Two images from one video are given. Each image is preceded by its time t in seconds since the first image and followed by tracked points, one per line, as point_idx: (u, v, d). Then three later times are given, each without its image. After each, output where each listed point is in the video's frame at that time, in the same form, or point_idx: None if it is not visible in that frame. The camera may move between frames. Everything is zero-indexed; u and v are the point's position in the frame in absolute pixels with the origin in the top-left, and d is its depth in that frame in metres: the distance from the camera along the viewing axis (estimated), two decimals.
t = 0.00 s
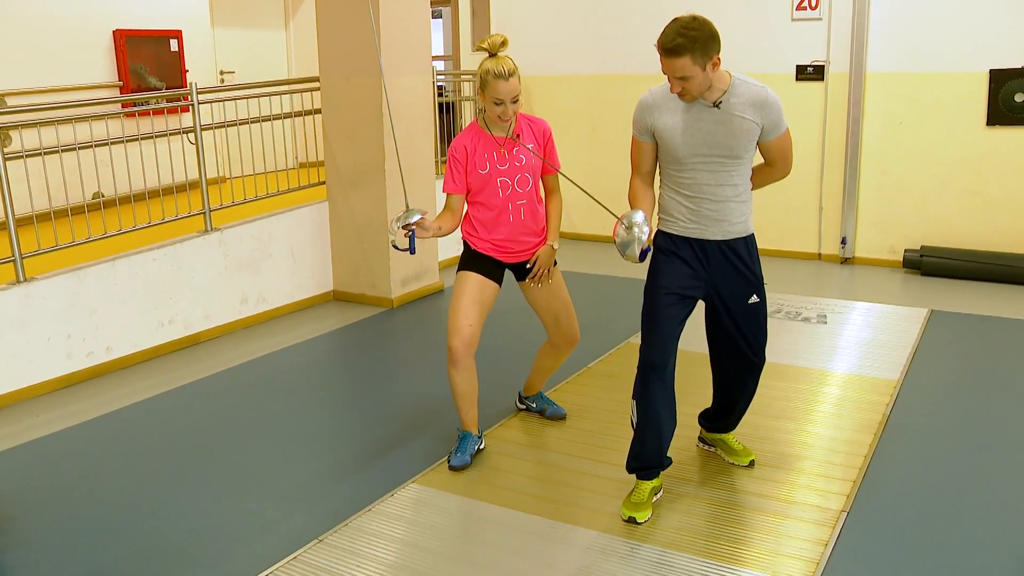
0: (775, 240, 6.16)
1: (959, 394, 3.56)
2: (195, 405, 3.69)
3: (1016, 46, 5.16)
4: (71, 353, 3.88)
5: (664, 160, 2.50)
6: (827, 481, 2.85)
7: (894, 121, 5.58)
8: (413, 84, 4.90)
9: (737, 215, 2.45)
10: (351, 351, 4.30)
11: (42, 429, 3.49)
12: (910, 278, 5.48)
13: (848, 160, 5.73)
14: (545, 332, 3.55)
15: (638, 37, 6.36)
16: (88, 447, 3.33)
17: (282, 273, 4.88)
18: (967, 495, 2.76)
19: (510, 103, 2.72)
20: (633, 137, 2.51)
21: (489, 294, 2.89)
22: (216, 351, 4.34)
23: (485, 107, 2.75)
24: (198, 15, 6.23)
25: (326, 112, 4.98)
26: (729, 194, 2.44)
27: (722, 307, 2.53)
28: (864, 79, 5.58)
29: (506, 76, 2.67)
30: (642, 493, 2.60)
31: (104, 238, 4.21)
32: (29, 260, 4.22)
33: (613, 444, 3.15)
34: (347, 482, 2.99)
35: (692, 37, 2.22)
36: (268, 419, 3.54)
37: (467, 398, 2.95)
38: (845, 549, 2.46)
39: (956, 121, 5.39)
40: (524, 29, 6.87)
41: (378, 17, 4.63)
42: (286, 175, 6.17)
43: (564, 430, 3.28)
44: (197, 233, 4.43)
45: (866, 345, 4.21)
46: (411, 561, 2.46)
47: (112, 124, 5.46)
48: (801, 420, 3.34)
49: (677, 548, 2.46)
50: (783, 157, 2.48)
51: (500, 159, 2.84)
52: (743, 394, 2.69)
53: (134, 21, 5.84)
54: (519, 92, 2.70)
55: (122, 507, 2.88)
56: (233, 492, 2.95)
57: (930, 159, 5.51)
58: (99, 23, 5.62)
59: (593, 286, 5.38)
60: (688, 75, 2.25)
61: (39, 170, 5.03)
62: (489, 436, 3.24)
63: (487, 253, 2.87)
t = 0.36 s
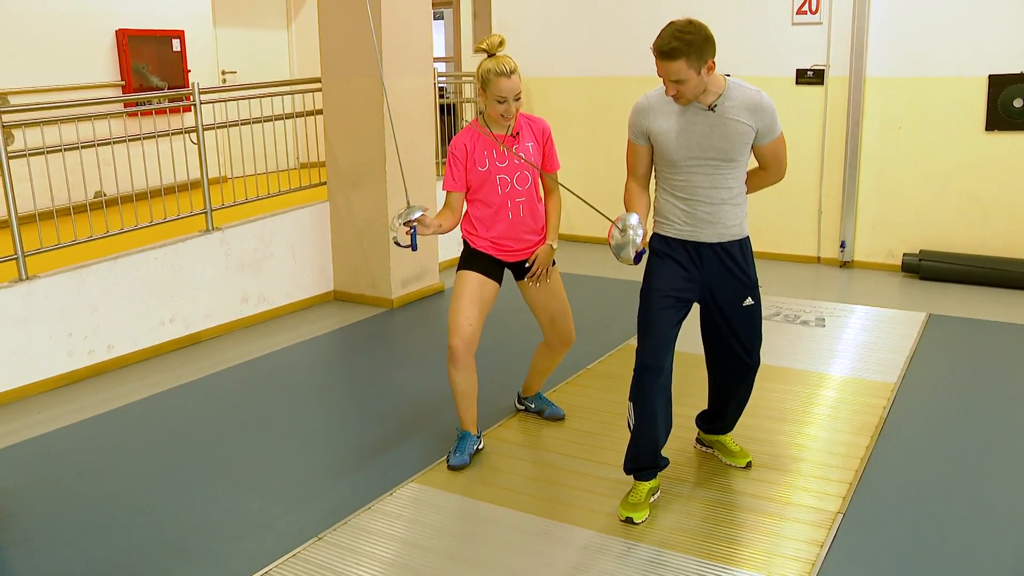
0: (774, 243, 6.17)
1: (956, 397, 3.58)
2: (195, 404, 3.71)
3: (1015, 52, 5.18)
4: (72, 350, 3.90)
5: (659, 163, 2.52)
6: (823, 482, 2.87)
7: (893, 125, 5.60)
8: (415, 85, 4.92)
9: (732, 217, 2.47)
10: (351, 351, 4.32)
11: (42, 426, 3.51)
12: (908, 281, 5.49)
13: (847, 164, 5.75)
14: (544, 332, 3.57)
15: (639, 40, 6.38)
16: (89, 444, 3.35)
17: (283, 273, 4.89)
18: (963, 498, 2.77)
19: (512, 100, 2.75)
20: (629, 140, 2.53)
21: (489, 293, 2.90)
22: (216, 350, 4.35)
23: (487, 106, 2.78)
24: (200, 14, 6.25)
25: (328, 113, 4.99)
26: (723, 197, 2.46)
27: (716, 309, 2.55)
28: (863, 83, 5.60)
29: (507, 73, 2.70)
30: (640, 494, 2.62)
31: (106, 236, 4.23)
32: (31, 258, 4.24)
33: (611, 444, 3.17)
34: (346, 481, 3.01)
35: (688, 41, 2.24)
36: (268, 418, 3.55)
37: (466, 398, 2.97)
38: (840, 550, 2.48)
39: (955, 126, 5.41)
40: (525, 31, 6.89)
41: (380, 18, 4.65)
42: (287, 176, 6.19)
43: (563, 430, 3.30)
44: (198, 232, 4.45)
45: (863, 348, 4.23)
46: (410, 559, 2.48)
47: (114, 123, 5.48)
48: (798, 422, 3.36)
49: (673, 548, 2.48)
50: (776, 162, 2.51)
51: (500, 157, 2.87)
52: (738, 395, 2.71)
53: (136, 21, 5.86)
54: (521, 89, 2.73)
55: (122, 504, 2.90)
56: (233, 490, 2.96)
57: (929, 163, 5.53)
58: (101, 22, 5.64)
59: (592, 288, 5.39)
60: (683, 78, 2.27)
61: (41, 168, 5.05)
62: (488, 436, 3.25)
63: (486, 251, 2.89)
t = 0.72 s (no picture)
0: (781, 233, 6.17)
1: (963, 385, 3.59)
2: (205, 395, 3.74)
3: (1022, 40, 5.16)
4: (83, 344, 3.94)
5: (663, 152, 2.53)
6: (830, 470, 2.88)
7: (900, 115, 5.58)
8: (420, 78, 4.93)
9: (736, 206, 2.48)
10: (359, 342, 4.34)
11: (55, 418, 3.54)
12: (915, 271, 5.49)
13: (853, 154, 5.74)
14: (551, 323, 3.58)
15: (645, 31, 6.37)
16: (101, 436, 3.38)
17: (291, 266, 4.92)
18: (969, 486, 2.78)
19: (519, 72, 2.82)
20: (632, 129, 2.55)
21: (496, 283, 2.92)
22: (225, 342, 4.38)
23: (495, 86, 2.84)
24: (207, 9, 6.26)
25: (334, 105, 5.01)
26: (727, 185, 2.46)
27: (721, 296, 2.56)
28: (870, 73, 5.59)
29: (510, 48, 2.81)
30: (647, 481, 2.64)
31: (115, 230, 4.26)
32: (41, 252, 4.27)
33: (618, 434, 3.19)
34: (356, 471, 3.03)
35: (689, 30, 2.24)
36: (277, 409, 3.58)
37: (474, 388, 2.99)
38: (846, 538, 2.49)
39: (962, 115, 5.40)
40: (531, 23, 6.89)
41: (385, 10, 4.66)
42: (294, 169, 6.20)
43: (570, 420, 3.32)
44: (206, 226, 4.48)
45: (870, 337, 4.23)
46: (420, 547, 2.50)
47: (122, 117, 5.50)
48: (805, 411, 3.37)
49: (680, 535, 2.50)
50: (781, 149, 2.52)
51: (506, 147, 2.87)
52: (742, 383, 2.73)
53: (143, 16, 5.88)
54: (525, 60, 2.81)
55: (135, 495, 2.93)
56: (244, 481, 2.99)
57: (936, 152, 5.52)
58: (108, 17, 5.66)
59: (599, 279, 5.40)
60: (683, 67, 2.28)
61: (50, 163, 5.08)
62: (496, 426, 3.27)
63: (492, 242, 2.90)
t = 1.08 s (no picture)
0: (778, 235, 6.18)
1: (959, 388, 3.59)
2: (203, 396, 3.74)
3: (1020, 43, 5.17)
4: (80, 344, 3.93)
5: (660, 155, 2.53)
6: (828, 473, 2.89)
7: (897, 117, 5.60)
8: (419, 79, 4.93)
9: (732, 209, 2.49)
10: (356, 344, 4.34)
11: (52, 419, 3.54)
12: (912, 274, 5.50)
13: (851, 157, 5.75)
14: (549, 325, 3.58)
15: (643, 33, 6.38)
16: (98, 437, 3.38)
17: (289, 267, 4.92)
18: (965, 489, 2.79)
19: (515, 69, 2.86)
20: (630, 132, 2.55)
21: (494, 285, 2.92)
22: (223, 343, 4.38)
23: (492, 86, 2.87)
24: (205, 10, 6.26)
25: (332, 107, 5.01)
26: (724, 188, 2.47)
27: (718, 298, 2.57)
28: (867, 76, 5.60)
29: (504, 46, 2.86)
30: (644, 484, 2.64)
31: (112, 230, 4.26)
32: (39, 252, 4.27)
33: (616, 436, 3.19)
34: (353, 472, 3.03)
35: (685, 33, 2.26)
36: (275, 410, 3.58)
37: (472, 390, 2.99)
38: (843, 540, 2.50)
39: (959, 118, 5.41)
40: (529, 25, 6.90)
41: (384, 11, 4.66)
42: (293, 169, 6.21)
43: (568, 422, 3.32)
44: (204, 226, 4.48)
45: (867, 340, 4.24)
46: (418, 548, 2.51)
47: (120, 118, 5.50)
48: (802, 414, 3.38)
49: (677, 538, 2.50)
50: (778, 151, 2.52)
51: (503, 147, 2.88)
52: (739, 386, 2.73)
53: (141, 17, 5.88)
54: (519, 58, 2.86)
55: (132, 495, 2.93)
56: (241, 482, 2.99)
57: (933, 155, 5.53)
58: (106, 18, 5.66)
59: (596, 281, 5.41)
60: (679, 70, 2.30)
61: (48, 163, 5.08)
62: (493, 428, 3.28)
63: (490, 243, 2.90)
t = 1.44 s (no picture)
0: (773, 237, 6.18)
1: (952, 391, 3.59)
2: (195, 398, 3.72)
3: (1013, 46, 5.18)
4: (72, 345, 3.91)
5: (654, 167, 2.53)
6: (821, 476, 2.88)
7: (892, 120, 5.60)
8: (412, 80, 4.92)
9: (726, 220, 2.48)
10: (349, 345, 4.33)
11: (43, 421, 3.52)
12: (906, 276, 5.50)
13: (845, 159, 5.76)
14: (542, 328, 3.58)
15: (638, 35, 6.38)
16: (89, 439, 3.36)
17: (282, 268, 4.90)
18: (958, 493, 2.79)
19: (504, 69, 2.84)
20: (623, 145, 2.54)
21: (488, 285, 2.91)
22: (215, 344, 4.36)
23: (481, 85, 2.85)
24: (199, 9, 6.24)
25: (326, 108, 5.00)
26: (718, 200, 2.47)
27: (711, 309, 2.56)
28: (861, 78, 5.61)
29: (495, 46, 2.84)
30: (638, 487, 2.63)
31: (105, 232, 4.23)
32: (30, 253, 4.24)
33: (609, 439, 3.18)
34: (345, 475, 3.02)
35: (686, 41, 2.27)
36: (267, 412, 3.56)
37: (465, 392, 2.98)
38: (836, 544, 2.49)
39: (953, 120, 5.42)
40: (524, 26, 6.89)
41: (377, 12, 4.64)
42: (286, 171, 6.19)
43: (561, 425, 3.31)
44: (197, 228, 4.46)
45: (860, 343, 4.24)
46: (411, 551, 2.50)
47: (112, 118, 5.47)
48: (795, 417, 3.37)
49: (670, 541, 2.49)
50: (770, 167, 2.53)
51: (494, 146, 2.88)
52: (733, 393, 2.73)
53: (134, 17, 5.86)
54: (509, 58, 2.84)
55: (123, 498, 2.91)
56: (233, 485, 2.97)
57: (927, 158, 5.53)
58: (99, 18, 5.63)
59: (590, 283, 5.40)
60: (677, 78, 2.29)
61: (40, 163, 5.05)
62: (486, 431, 3.26)
63: (483, 242, 2.89)
